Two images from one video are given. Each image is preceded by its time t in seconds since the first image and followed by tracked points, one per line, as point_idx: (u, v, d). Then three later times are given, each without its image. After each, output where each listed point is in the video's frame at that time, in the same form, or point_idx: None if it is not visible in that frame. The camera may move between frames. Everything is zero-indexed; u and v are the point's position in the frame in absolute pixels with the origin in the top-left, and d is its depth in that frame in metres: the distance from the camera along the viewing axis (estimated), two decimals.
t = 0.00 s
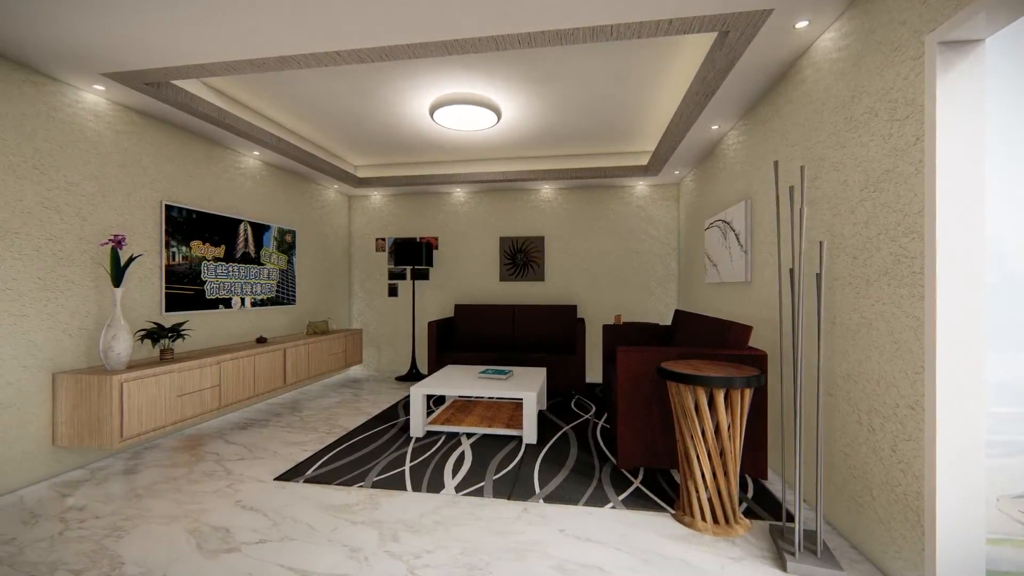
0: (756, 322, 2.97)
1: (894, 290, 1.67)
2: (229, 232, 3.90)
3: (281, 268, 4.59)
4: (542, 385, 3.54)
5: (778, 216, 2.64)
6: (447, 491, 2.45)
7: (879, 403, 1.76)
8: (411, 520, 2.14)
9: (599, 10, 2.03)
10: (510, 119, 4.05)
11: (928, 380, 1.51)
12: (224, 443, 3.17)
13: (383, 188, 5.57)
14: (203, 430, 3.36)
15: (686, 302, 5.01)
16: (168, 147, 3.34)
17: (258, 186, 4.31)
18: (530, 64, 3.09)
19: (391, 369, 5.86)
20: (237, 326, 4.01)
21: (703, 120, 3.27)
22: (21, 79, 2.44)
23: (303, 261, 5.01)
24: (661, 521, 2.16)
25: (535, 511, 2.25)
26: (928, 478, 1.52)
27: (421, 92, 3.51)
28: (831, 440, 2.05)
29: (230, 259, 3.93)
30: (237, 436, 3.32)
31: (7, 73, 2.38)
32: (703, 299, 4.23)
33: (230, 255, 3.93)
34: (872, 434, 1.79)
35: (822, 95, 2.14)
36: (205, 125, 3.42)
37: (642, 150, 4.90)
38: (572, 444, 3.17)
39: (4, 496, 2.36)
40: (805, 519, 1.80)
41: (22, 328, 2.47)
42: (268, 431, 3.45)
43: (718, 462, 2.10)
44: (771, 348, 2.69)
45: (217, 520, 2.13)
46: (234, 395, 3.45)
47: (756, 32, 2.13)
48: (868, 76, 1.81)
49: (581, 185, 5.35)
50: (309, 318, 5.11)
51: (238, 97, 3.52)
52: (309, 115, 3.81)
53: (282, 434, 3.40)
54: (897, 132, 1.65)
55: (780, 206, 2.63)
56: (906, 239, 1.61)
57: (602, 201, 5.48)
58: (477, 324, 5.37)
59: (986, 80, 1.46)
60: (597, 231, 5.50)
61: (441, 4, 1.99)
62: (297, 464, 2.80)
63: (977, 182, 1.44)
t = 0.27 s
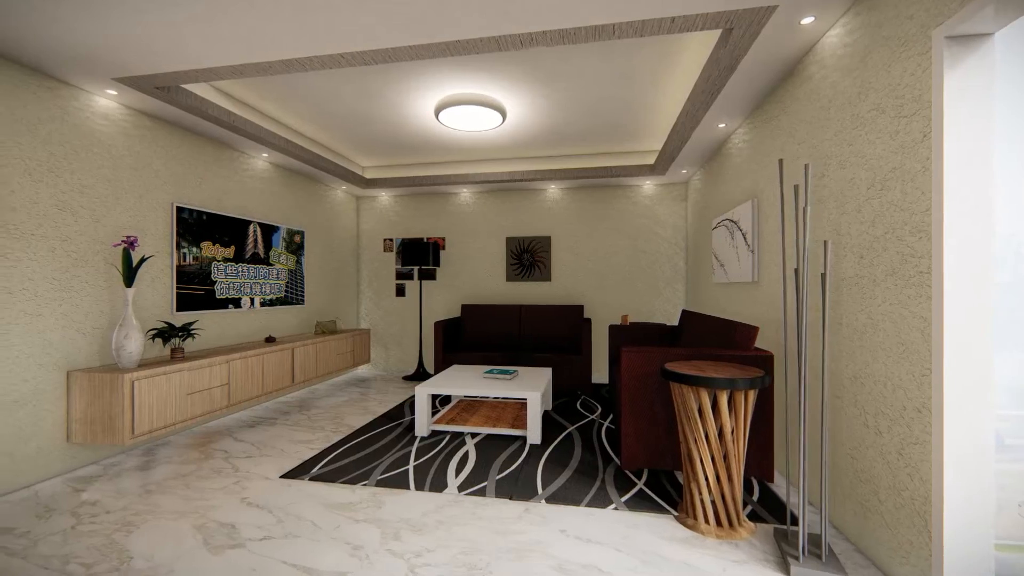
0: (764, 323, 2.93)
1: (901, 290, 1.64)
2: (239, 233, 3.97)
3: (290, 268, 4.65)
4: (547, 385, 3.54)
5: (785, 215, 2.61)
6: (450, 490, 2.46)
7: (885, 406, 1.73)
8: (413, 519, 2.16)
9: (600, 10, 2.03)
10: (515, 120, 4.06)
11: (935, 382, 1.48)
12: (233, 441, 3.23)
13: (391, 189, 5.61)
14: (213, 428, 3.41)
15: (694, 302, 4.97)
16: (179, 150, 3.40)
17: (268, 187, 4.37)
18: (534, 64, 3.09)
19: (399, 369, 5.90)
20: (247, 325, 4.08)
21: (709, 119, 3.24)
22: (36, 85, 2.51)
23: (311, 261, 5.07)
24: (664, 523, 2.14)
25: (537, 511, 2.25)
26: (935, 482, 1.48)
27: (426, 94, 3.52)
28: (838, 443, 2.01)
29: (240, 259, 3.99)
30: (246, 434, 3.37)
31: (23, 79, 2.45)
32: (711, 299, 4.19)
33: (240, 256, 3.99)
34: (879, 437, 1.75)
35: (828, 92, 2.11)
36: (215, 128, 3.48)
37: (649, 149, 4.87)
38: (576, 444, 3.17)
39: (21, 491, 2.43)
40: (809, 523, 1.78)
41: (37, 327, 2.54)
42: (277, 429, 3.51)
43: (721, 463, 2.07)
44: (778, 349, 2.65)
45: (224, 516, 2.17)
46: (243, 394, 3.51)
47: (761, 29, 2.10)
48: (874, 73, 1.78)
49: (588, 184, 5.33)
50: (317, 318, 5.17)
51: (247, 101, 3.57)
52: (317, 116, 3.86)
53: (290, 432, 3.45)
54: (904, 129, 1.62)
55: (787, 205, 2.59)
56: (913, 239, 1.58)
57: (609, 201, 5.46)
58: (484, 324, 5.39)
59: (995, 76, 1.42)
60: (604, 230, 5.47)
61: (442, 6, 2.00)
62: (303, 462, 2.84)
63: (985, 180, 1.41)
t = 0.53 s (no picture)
0: (773, 324, 2.87)
1: (912, 290, 1.59)
2: (248, 234, 4.02)
3: (299, 268, 4.70)
4: (553, 386, 3.52)
5: (794, 213, 2.56)
6: (453, 490, 2.46)
7: (896, 409, 1.68)
8: (415, 519, 2.16)
9: (602, 8, 2.01)
10: (521, 120, 4.05)
11: (947, 385, 1.43)
12: (242, 439, 3.27)
13: (399, 190, 5.64)
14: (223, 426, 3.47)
15: (703, 302, 4.90)
16: (190, 152, 3.46)
17: (278, 189, 4.43)
18: (540, 64, 3.08)
19: (407, 368, 5.94)
20: (257, 325, 4.14)
21: (718, 116, 3.19)
22: (51, 90, 2.57)
23: (321, 261, 5.12)
24: (667, 526, 2.11)
25: (539, 512, 2.23)
26: (947, 489, 1.44)
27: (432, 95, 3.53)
28: (848, 447, 1.96)
29: (250, 260, 4.05)
30: (255, 432, 3.42)
31: (38, 84, 2.51)
32: (720, 299, 4.13)
33: (250, 256, 4.05)
34: (890, 442, 1.71)
35: (838, 88, 2.06)
36: (225, 131, 3.53)
37: (657, 147, 4.82)
38: (581, 445, 3.14)
39: (36, 486, 2.49)
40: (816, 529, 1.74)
41: (52, 326, 2.60)
42: (285, 428, 3.55)
43: (727, 467, 2.03)
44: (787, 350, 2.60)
45: (230, 514, 2.20)
46: (252, 392, 3.56)
47: (768, 24, 2.06)
48: (885, 67, 1.73)
49: (596, 184, 5.30)
50: (326, 317, 5.22)
51: (256, 103, 3.62)
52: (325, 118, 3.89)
53: (298, 431, 3.49)
54: (915, 124, 1.57)
55: (796, 203, 2.53)
56: (924, 237, 1.53)
57: (617, 200, 5.42)
58: (491, 324, 5.39)
59: (1011, 69, 1.37)
60: (612, 230, 5.44)
61: (443, 7, 2.00)
62: (310, 460, 2.87)
63: (1000, 176, 1.36)
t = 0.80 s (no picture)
0: (784, 325, 2.80)
1: (927, 291, 1.53)
2: (259, 235, 4.07)
3: (309, 269, 4.75)
4: (559, 386, 3.49)
5: (805, 212, 2.49)
6: (456, 491, 2.45)
7: (911, 414, 1.62)
8: (418, 519, 2.16)
9: (605, 3, 1.98)
10: (528, 119, 4.03)
11: (965, 390, 1.37)
12: (251, 437, 3.31)
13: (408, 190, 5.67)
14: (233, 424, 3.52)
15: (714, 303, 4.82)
16: (202, 154, 3.52)
17: (288, 190, 4.48)
18: (546, 63, 3.05)
19: (416, 368, 5.96)
20: (267, 324, 4.19)
21: (728, 113, 3.13)
22: (65, 94, 2.63)
23: (330, 261, 5.16)
24: (673, 531, 2.07)
25: (542, 515, 2.21)
26: (964, 498, 1.38)
27: (438, 95, 3.52)
28: (861, 452, 1.90)
29: (260, 260, 4.10)
30: (264, 431, 3.46)
31: (53, 89, 2.57)
32: (731, 299, 4.05)
33: (261, 257, 4.10)
34: (904, 448, 1.64)
35: (851, 82, 1.99)
36: (235, 133, 3.58)
37: (667, 146, 4.75)
38: (587, 447, 3.11)
39: (52, 481, 2.55)
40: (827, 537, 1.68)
41: (68, 325, 2.66)
42: (294, 427, 3.58)
43: (734, 472, 1.98)
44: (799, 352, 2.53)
45: (235, 512, 2.22)
46: (262, 391, 3.60)
47: (778, 16, 2.01)
48: (899, 59, 1.67)
49: (605, 183, 5.25)
50: (336, 317, 5.27)
51: (266, 106, 3.66)
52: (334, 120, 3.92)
53: (306, 429, 3.52)
54: (930, 118, 1.51)
55: (808, 201, 2.47)
56: (940, 236, 1.47)
57: (626, 199, 5.36)
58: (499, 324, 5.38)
59: None
60: (621, 229, 5.38)
61: (444, 6, 1.99)
62: (316, 459, 2.89)
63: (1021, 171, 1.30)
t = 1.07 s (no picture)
0: (798, 326, 2.72)
1: (948, 292, 1.45)
2: (269, 235, 4.12)
3: (319, 269, 4.79)
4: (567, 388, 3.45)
5: (820, 209, 2.41)
6: (460, 493, 2.43)
7: (930, 421, 1.54)
8: (420, 521, 2.14)
9: None
10: (536, 118, 4.00)
11: (988, 396, 1.30)
12: (260, 436, 3.35)
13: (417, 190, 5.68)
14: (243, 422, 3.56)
15: (727, 303, 4.73)
16: (213, 156, 3.56)
17: (298, 191, 4.53)
18: (552, 60, 3.01)
19: (425, 368, 5.97)
20: (277, 324, 4.23)
21: (739, 108, 3.05)
22: (79, 98, 2.69)
23: (340, 262, 5.20)
24: (680, 538, 2.02)
25: (546, 519, 2.17)
26: (988, 511, 1.30)
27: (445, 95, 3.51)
28: (877, 460, 1.82)
29: (271, 260, 4.14)
30: (273, 430, 3.49)
31: (67, 93, 2.63)
32: (744, 300, 3.96)
33: (271, 257, 4.14)
34: (923, 456, 1.57)
35: (867, 73, 1.92)
36: (246, 135, 3.63)
37: (678, 143, 4.67)
38: (595, 450, 3.06)
39: (67, 477, 2.61)
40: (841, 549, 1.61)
41: (82, 324, 2.72)
42: (302, 426, 3.61)
43: (743, 478, 1.92)
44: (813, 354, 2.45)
45: (240, 510, 2.23)
46: (272, 391, 3.63)
47: (790, 7, 1.94)
48: (918, 48, 1.59)
49: (615, 181, 5.18)
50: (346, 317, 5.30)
51: (276, 108, 3.69)
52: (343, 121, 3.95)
53: (314, 429, 3.54)
54: (951, 110, 1.44)
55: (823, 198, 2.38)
56: (961, 234, 1.39)
57: (637, 198, 5.28)
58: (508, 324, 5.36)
59: None
60: (632, 229, 5.31)
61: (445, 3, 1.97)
62: (323, 459, 2.90)
63: None
